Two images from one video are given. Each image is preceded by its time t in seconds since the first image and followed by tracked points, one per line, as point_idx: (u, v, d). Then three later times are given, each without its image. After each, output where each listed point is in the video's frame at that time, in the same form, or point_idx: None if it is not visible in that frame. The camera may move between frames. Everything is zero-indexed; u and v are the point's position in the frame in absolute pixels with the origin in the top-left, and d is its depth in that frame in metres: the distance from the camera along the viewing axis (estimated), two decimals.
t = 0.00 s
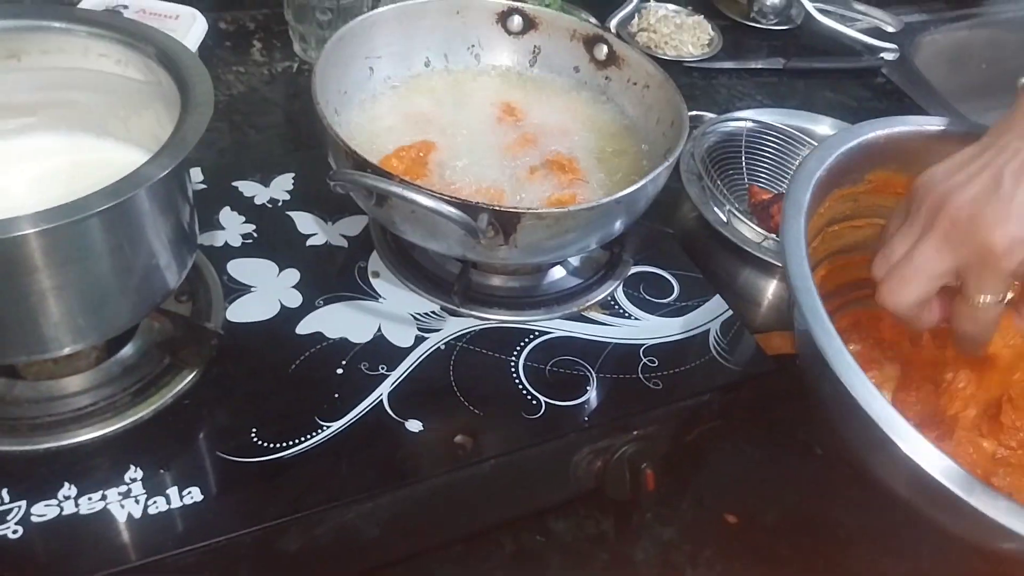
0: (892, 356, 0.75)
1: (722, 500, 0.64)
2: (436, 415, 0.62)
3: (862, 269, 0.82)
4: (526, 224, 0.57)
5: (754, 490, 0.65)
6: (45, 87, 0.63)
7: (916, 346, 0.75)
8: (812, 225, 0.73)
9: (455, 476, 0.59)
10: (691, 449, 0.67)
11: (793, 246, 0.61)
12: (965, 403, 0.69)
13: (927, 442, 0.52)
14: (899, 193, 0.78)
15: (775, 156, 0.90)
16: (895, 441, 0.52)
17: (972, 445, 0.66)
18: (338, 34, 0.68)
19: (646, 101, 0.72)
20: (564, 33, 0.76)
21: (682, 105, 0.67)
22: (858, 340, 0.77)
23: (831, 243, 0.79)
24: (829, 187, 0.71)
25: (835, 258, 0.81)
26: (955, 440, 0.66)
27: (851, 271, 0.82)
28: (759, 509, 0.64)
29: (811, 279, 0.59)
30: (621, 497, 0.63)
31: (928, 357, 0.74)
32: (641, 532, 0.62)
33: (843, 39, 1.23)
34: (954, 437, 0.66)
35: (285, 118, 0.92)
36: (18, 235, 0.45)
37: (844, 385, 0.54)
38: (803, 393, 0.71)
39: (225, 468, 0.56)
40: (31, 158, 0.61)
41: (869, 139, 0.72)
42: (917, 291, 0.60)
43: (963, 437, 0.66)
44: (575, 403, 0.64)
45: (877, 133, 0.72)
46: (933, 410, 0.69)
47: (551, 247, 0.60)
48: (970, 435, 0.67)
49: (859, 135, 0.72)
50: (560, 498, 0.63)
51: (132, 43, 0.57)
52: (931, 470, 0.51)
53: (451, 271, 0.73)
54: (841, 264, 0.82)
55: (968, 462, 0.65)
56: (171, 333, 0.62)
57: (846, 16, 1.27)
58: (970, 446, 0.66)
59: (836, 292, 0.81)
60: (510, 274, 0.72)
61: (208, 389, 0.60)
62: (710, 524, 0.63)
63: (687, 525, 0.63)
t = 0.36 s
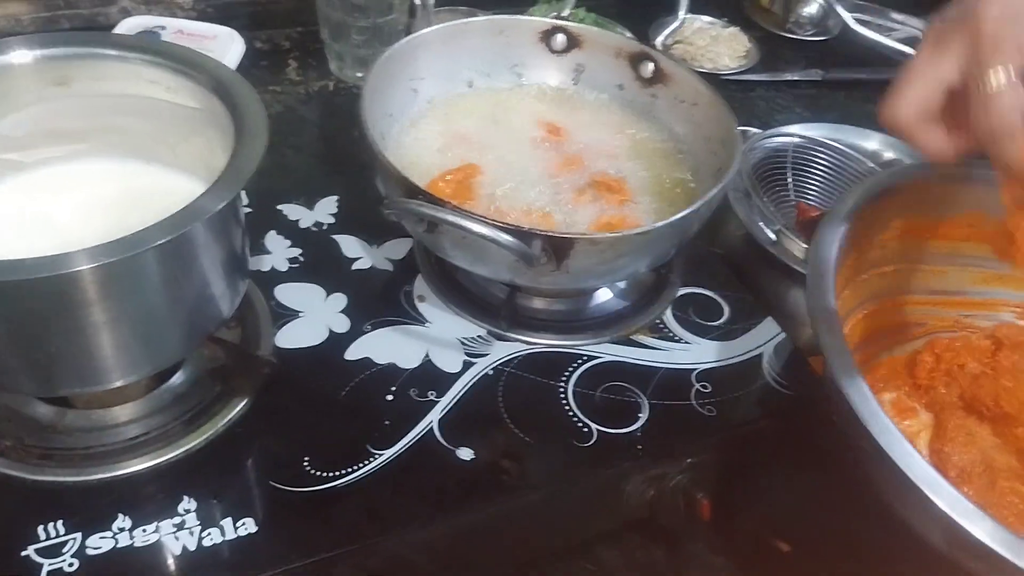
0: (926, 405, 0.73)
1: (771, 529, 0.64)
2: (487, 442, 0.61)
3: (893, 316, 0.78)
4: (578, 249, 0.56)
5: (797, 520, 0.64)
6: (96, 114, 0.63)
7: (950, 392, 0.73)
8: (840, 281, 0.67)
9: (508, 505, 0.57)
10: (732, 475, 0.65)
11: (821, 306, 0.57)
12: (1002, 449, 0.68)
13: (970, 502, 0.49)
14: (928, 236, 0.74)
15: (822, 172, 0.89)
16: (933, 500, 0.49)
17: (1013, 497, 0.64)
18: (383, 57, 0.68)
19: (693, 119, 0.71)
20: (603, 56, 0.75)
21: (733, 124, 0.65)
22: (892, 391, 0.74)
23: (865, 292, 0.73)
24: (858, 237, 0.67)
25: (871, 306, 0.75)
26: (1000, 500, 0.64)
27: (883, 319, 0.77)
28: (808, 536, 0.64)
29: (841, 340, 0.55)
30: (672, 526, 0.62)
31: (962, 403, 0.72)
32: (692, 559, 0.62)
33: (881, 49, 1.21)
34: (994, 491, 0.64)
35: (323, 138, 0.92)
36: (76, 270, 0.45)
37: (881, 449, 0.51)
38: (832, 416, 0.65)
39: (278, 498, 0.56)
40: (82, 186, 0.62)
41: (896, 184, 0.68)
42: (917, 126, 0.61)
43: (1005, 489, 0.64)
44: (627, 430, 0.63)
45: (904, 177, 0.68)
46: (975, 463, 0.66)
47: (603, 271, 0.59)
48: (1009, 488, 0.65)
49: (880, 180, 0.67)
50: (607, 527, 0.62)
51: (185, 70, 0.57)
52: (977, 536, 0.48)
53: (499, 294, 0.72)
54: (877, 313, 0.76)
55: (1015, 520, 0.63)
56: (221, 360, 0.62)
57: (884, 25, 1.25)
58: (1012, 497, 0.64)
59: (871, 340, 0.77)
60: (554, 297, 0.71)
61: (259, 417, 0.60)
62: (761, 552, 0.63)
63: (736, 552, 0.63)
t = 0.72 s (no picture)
0: (945, 440, 0.71)
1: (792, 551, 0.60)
2: (502, 460, 0.60)
3: (911, 349, 0.76)
4: (598, 266, 0.55)
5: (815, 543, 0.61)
6: (112, 123, 0.62)
7: (969, 426, 0.72)
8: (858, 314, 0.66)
9: (523, 524, 0.56)
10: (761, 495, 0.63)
11: (838, 343, 0.57)
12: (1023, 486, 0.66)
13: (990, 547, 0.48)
14: (948, 270, 0.73)
15: (843, 188, 0.87)
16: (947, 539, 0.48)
17: None
18: (403, 67, 0.67)
19: (714, 134, 0.70)
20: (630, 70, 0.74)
21: (756, 139, 0.64)
22: (910, 426, 0.73)
23: (882, 327, 0.72)
24: (878, 270, 0.66)
25: (889, 340, 0.74)
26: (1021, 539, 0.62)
27: (901, 352, 0.76)
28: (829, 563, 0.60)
29: (857, 378, 0.55)
30: (688, 548, 0.59)
31: (982, 438, 0.70)
32: None
33: (900, 61, 1.20)
34: (1014, 529, 0.63)
35: (337, 146, 0.91)
36: (90, 285, 0.44)
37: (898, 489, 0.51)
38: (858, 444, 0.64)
39: (288, 515, 0.55)
40: (95, 195, 0.61)
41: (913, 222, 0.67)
42: None
43: None
44: (643, 450, 0.62)
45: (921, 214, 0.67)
46: (995, 500, 0.65)
47: (622, 289, 0.58)
48: None
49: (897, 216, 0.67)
50: (625, 550, 0.58)
51: (202, 81, 0.57)
52: None
53: (514, 310, 0.71)
54: (895, 345, 0.75)
55: None
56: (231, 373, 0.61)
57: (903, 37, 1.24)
58: None
59: (889, 373, 0.75)
60: (570, 312, 0.70)
61: (271, 432, 0.59)
62: None
63: None
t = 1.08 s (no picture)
0: (936, 451, 0.71)
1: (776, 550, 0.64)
2: (491, 459, 0.60)
3: (902, 360, 0.76)
4: (587, 265, 0.55)
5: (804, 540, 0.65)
6: (100, 122, 0.62)
7: (960, 437, 0.71)
8: (846, 326, 0.66)
9: (511, 524, 0.56)
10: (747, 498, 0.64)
11: (822, 356, 0.57)
12: (1012, 496, 0.66)
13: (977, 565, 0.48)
14: (936, 281, 0.73)
15: (838, 187, 0.87)
16: (934, 557, 0.49)
17: None
18: (396, 64, 0.67)
19: (707, 133, 0.69)
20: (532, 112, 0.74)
21: (748, 138, 0.64)
22: (902, 439, 0.73)
23: (869, 340, 0.72)
24: (866, 283, 0.66)
25: (878, 352, 0.74)
26: (1011, 552, 0.62)
27: (892, 364, 0.76)
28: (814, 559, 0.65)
29: (841, 392, 0.55)
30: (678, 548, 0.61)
31: (972, 449, 0.70)
32: None
33: (898, 60, 1.20)
34: (1004, 540, 0.63)
35: (331, 144, 0.91)
36: (75, 285, 0.44)
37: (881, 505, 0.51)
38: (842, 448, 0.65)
39: (275, 514, 0.55)
40: (83, 194, 0.61)
41: (898, 237, 0.66)
42: None
43: (1016, 538, 0.63)
44: (632, 448, 0.61)
45: (905, 229, 0.66)
46: (985, 511, 0.65)
47: (611, 288, 0.58)
48: None
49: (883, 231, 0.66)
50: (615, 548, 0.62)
51: (188, 80, 0.57)
52: None
53: (506, 309, 0.71)
54: (884, 357, 0.75)
55: None
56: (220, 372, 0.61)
57: (901, 35, 1.24)
58: None
59: (879, 386, 0.75)
60: (561, 311, 0.70)
61: (258, 432, 0.59)
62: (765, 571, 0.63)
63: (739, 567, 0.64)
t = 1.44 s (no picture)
0: (917, 442, 0.70)
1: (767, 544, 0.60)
2: (470, 453, 0.59)
3: (883, 350, 0.76)
4: (565, 258, 0.54)
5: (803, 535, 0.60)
6: (74, 115, 0.62)
7: (942, 428, 0.71)
8: (827, 315, 0.65)
9: (489, 519, 0.56)
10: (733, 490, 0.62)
11: (801, 347, 0.56)
12: (995, 490, 0.65)
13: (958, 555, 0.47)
14: (919, 270, 0.72)
15: (824, 180, 0.87)
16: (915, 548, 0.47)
17: (1009, 539, 0.62)
18: (373, 56, 0.67)
19: (690, 125, 0.69)
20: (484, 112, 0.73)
21: (730, 130, 0.63)
22: (883, 429, 0.72)
23: (852, 328, 0.72)
24: (847, 270, 0.65)
25: (858, 342, 0.73)
26: (992, 544, 0.61)
27: (871, 354, 0.76)
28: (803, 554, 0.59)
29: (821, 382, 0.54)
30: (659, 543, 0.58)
31: (954, 442, 0.69)
32: None
33: (888, 54, 1.19)
34: (987, 534, 0.62)
35: (315, 138, 0.90)
36: (44, 275, 0.43)
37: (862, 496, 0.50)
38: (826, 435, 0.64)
39: (250, 509, 0.54)
40: (57, 186, 0.60)
41: (882, 221, 0.66)
42: None
43: (998, 531, 0.62)
44: (614, 443, 0.61)
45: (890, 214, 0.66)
46: (967, 504, 0.64)
47: (591, 282, 0.58)
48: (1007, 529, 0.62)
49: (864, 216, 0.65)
50: (595, 542, 0.57)
51: (162, 70, 0.56)
52: None
53: (487, 303, 0.70)
54: (864, 348, 0.74)
55: (1007, 565, 0.60)
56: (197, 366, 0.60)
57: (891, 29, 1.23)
58: (1008, 540, 0.62)
59: (861, 375, 0.75)
60: (545, 305, 0.70)
61: (235, 426, 0.59)
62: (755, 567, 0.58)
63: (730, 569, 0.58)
